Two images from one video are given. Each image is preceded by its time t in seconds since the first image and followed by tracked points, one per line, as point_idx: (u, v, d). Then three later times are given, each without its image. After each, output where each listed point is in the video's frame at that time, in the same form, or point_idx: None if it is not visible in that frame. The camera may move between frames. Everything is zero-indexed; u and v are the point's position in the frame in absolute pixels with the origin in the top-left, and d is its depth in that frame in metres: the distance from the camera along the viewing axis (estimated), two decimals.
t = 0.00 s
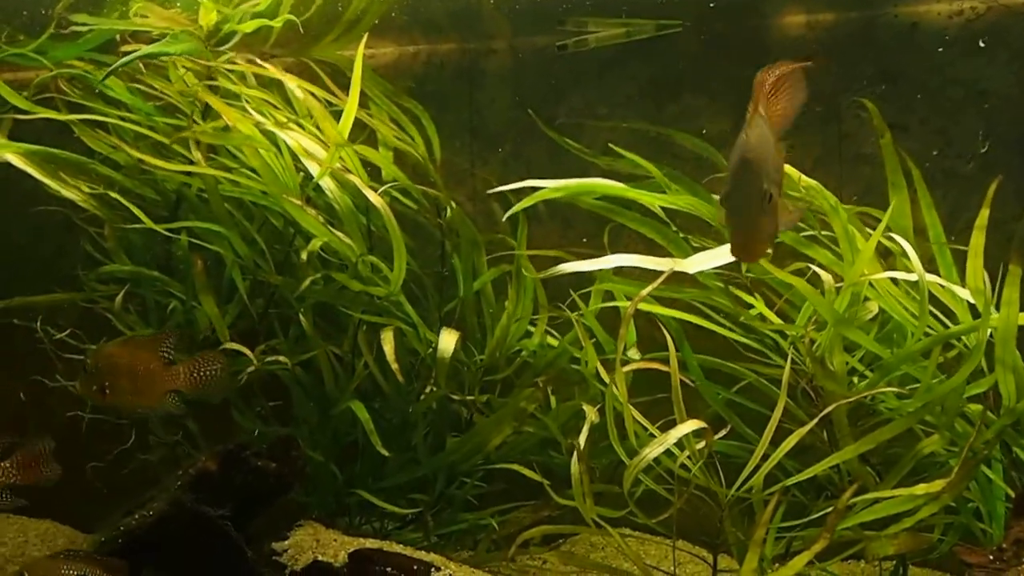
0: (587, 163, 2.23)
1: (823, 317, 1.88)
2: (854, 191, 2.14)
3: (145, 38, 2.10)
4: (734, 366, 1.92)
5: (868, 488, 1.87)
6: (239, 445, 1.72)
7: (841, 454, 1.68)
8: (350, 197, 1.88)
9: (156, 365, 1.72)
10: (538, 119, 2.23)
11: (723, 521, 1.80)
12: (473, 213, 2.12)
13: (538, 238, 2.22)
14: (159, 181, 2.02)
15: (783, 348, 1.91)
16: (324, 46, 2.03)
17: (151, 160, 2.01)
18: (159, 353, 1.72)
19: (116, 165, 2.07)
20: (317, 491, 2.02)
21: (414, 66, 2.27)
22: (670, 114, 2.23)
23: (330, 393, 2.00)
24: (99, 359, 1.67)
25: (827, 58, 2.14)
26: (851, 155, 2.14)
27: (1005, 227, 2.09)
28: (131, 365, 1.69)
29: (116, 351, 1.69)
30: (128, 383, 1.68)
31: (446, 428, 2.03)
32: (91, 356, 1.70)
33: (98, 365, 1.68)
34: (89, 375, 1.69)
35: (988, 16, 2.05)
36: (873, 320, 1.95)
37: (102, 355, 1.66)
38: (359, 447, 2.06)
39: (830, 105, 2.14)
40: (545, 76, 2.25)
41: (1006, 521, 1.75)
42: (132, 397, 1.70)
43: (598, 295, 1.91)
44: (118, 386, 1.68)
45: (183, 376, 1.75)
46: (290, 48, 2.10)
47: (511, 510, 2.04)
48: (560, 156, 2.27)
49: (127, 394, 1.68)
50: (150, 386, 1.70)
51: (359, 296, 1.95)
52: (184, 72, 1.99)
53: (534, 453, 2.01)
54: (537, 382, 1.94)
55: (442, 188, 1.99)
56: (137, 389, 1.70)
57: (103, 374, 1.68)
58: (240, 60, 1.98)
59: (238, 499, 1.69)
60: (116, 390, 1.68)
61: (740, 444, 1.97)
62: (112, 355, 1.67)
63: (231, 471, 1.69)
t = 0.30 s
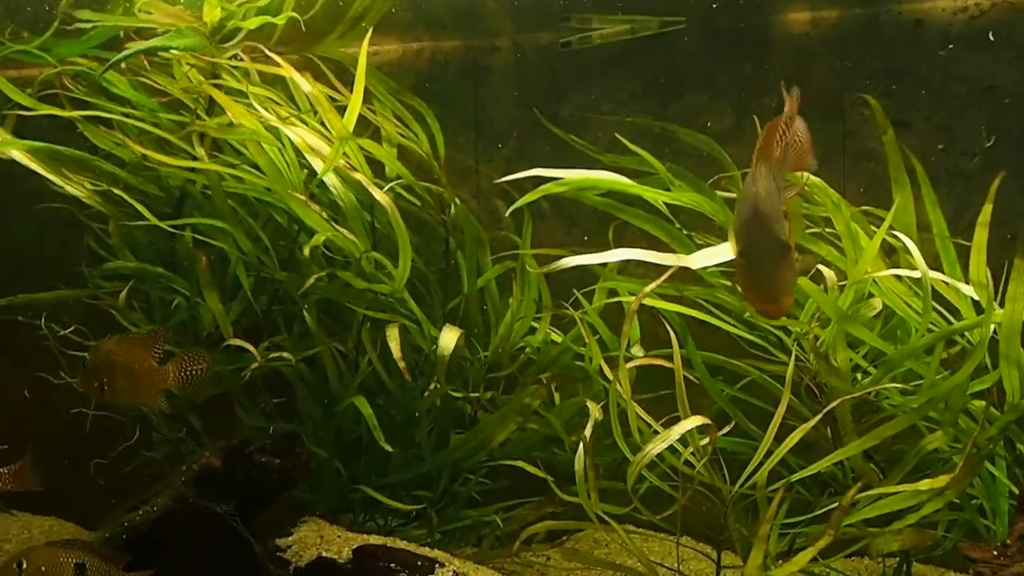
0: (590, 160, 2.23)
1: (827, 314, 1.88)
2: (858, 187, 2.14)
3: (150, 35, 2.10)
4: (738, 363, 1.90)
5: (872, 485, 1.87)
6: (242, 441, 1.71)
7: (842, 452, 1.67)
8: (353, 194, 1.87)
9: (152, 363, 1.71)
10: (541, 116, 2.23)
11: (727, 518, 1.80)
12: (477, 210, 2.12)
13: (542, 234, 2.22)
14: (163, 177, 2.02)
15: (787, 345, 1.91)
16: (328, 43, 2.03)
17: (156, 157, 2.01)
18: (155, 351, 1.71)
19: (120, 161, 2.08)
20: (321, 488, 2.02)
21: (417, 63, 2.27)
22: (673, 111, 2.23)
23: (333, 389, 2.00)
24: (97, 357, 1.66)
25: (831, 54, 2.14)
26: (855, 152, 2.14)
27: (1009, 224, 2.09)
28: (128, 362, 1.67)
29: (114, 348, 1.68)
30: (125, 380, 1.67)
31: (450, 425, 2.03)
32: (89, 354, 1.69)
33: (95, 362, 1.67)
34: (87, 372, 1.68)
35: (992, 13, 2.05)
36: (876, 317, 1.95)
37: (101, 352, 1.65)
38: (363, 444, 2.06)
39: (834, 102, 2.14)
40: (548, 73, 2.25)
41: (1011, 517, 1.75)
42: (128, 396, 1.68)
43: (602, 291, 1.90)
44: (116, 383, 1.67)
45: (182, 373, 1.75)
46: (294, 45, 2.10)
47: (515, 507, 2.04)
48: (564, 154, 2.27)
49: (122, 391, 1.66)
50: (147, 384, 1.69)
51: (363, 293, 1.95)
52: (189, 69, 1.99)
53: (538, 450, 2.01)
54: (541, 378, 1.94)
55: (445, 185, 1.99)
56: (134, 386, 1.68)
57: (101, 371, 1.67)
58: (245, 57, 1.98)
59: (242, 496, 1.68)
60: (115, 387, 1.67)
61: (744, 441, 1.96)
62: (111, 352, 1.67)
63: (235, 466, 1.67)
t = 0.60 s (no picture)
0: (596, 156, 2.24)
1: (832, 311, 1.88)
2: (863, 185, 2.13)
3: (155, 32, 2.11)
4: (743, 360, 1.89)
5: (878, 482, 1.86)
6: (247, 437, 1.69)
7: (847, 448, 1.67)
8: (357, 191, 1.87)
9: (151, 361, 1.70)
10: (547, 113, 2.24)
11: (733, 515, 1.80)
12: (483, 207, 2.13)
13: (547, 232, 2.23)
14: (169, 174, 2.02)
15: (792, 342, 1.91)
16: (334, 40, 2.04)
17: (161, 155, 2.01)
18: (154, 349, 1.71)
19: (126, 158, 2.08)
20: (327, 485, 2.02)
21: (423, 60, 2.27)
22: (679, 108, 2.23)
23: (339, 387, 2.00)
24: (99, 356, 1.67)
25: (836, 51, 2.14)
26: (860, 148, 2.14)
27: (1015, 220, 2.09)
28: (127, 362, 1.67)
29: (114, 347, 1.68)
30: (125, 379, 1.67)
31: (456, 422, 2.04)
32: (91, 352, 1.69)
33: (95, 361, 1.67)
34: (90, 369, 1.69)
35: (1000, 9, 2.04)
36: (882, 313, 1.95)
37: (100, 350, 1.65)
38: (369, 441, 2.06)
39: (839, 98, 2.14)
40: (554, 70, 2.25)
41: (1017, 514, 1.74)
42: (128, 394, 1.69)
43: (607, 287, 1.89)
44: (116, 382, 1.67)
45: (181, 372, 1.75)
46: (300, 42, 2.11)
47: (521, 504, 2.05)
48: (569, 151, 2.27)
49: (121, 391, 1.67)
50: (146, 382, 1.69)
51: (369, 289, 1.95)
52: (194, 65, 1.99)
53: (544, 446, 2.02)
54: (547, 375, 1.94)
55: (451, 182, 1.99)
56: (134, 385, 1.69)
57: (102, 369, 1.67)
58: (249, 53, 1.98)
59: (246, 494, 1.66)
60: (115, 385, 1.67)
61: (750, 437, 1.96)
62: (110, 350, 1.67)
63: (239, 462, 1.65)
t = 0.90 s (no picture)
0: (607, 152, 2.25)
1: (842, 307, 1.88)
2: (873, 181, 2.14)
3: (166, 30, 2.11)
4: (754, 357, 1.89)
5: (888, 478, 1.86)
6: (257, 433, 1.69)
7: (857, 444, 1.67)
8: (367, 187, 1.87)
9: (158, 359, 1.71)
10: (558, 109, 2.24)
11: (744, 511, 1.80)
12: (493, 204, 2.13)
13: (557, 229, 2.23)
14: (179, 171, 2.02)
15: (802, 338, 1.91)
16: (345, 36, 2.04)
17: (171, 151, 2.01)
18: (161, 347, 1.72)
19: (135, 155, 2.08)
20: (337, 482, 2.02)
21: (433, 57, 2.28)
22: (689, 104, 2.23)
23: (349, 384, 2.00)
24: (108, 353, 1.67)
25: (845, 48, 2.13)
26: (870, 145, 2.14)
27: None
28: (134, 360, 1.67)
29: (123, 345, 1.68)
30: (132, 377, 1.67)
31: (466, 418, 2.04)
32: (99, 349, 1.69)
33: (103, 358, 1.67)
34: (97, 367, 1.69)
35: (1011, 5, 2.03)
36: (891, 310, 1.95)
37: (110, 348, 1.65)
38: (379, 438, 2.06)
39: (849, 95, 2.14)
40: (564, 66, 2.26)
41: None
42: (134, 392, 1.69)
43: (617, 284, 1.89)
44: (124, 379, 1.67)
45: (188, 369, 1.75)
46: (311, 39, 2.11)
47: (531, 501, 2.05)
48: (578, 148, 2.27)
49: (128, 388, 1.67)
50: (152, 380, 1.69)
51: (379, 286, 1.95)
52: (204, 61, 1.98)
53: (554, 443, 2.02)
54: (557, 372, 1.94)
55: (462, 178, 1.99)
56: (141, 383, 1.69)
57: (110, 367, 1.67)
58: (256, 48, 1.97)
59: (256, 491, 1.64)
60: (121, 381, 1.67)
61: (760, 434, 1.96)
62: (119, 348, 1.67)
63: (248, 458, 1.65)
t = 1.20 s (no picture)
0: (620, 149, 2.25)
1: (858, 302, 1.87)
2: (889, 177, 2.12)
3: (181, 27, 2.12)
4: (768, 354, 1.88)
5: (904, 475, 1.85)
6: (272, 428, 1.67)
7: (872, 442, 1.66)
8: (381, 183, 1.87)
9: (173, 356, 1.72)
10: (570, 105, 2.24)
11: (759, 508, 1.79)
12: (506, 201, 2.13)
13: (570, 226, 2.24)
14: (194, 168, 2.03)
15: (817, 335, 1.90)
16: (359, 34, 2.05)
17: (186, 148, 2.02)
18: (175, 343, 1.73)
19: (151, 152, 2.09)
20: (351, 478, 2.03)
21: (446, 54, 2.27)
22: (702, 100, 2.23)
23: (363, 380, 2.01)
24: (123, 350, 1.69)
25: (860, 42, 2.13)
26: (885, 140, 2.12)
27: None
28: (148, 357, 1.69)
29: (137, 342, 1.70)
30: (145, 373, 1.69)
31: (480, 414, 2.05)
32: (115, 345, 1.71)
33: (118, 355, 1.70)
34: (114, 363, 1.72)
35: None
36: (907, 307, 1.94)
37: (124, 345, 1.67)
38: (393, 434, 2.07)
39: (863, 90, 2.13)
40: (577, 63, 2.27)
41: None
42: (148, 388, 1.71)
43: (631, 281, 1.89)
44: (138, 375, 1.69)
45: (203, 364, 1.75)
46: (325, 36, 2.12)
47: (544, 497, 2.05)
48: (591, 145, 2.27)
49: (142, 384, 1.69)
50: (166, 377, 1.70)
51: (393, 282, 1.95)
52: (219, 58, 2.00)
53: (567, 440, 2.02)
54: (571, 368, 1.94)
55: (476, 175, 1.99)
56: (155, 379, 1.70)
57: (125, 363, 1.70)
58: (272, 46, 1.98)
59: (273, 486, 1.62)
60: (135, 377, 1.70)
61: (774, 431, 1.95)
62: (133, 344, 1.69)
63: (264, 454, 1.62)
